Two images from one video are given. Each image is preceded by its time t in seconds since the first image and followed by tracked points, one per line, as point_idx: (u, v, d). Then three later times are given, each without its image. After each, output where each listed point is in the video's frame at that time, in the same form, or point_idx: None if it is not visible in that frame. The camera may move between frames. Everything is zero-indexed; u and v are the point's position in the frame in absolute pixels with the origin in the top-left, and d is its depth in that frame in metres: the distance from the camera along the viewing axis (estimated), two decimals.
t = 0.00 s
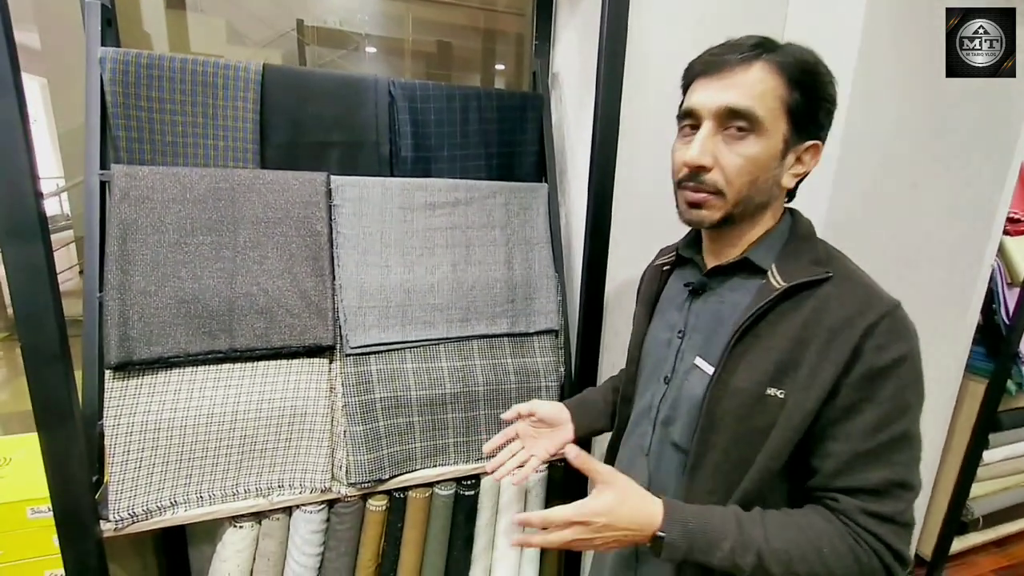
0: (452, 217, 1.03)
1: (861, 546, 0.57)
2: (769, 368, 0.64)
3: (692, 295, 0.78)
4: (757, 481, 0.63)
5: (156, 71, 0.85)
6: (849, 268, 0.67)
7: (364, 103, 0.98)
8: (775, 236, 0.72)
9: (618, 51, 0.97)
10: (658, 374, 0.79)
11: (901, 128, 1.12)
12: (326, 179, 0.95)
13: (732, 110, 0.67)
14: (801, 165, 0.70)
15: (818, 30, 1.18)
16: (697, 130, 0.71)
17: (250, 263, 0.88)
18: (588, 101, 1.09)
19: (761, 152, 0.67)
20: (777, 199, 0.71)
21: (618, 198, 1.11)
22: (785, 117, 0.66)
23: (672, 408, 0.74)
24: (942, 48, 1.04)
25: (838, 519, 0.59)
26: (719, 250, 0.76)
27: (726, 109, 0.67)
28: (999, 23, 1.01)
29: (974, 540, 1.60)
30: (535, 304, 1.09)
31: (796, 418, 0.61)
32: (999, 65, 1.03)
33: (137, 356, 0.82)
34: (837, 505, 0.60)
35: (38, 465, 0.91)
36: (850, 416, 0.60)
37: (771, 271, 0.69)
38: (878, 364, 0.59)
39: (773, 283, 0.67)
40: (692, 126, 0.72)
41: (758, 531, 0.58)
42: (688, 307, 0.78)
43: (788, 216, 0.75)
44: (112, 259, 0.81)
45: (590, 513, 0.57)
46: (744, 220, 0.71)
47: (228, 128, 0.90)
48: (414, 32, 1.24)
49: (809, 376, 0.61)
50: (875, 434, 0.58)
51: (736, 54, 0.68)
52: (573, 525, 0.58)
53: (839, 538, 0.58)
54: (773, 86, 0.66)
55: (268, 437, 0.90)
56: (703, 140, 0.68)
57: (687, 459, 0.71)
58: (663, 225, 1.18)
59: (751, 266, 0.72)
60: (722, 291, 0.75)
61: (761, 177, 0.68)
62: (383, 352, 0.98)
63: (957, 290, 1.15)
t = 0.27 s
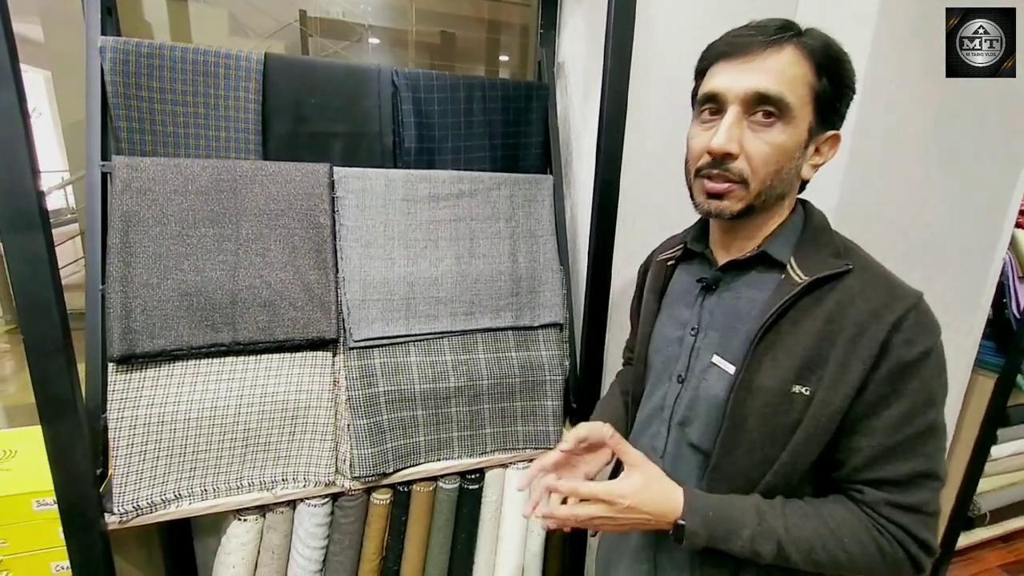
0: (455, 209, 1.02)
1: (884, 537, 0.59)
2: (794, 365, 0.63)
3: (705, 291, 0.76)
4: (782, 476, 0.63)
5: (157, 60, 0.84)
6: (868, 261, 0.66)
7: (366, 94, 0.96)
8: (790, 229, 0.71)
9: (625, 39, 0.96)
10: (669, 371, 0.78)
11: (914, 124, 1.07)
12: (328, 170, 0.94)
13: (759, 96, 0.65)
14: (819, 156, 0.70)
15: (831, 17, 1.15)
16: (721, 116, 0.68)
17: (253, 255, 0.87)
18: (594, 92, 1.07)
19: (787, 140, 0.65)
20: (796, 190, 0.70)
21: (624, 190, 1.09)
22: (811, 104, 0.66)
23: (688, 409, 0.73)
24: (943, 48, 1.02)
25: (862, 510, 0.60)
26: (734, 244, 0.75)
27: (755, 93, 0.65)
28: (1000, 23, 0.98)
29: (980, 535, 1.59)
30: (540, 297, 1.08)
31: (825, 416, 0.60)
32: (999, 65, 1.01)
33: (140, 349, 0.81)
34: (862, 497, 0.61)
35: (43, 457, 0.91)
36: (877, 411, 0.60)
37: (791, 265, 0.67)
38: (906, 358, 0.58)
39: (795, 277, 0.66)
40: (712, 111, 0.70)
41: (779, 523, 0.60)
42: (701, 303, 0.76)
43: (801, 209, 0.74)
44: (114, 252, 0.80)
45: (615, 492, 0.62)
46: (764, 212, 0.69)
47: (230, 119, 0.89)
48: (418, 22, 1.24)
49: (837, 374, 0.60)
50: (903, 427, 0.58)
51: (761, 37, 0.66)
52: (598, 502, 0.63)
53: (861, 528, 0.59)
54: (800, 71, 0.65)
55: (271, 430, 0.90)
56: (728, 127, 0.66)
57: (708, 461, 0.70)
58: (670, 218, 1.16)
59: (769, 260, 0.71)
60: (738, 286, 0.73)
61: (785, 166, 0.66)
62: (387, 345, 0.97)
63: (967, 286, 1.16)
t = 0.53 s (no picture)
0: (455, 209, 1.01)
1: (894, 536, 0.58)
2: (806, 365, 0.62)
3: (710, 292, 0.75)
4: (790, 474, 0.63)
5: (155, 59, 0.83)
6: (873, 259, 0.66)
7: (365, 93, 0.96)
8: (794, 228, 0.70)
9: (627, 37, 0.95)
10: (673, 374, 0.77)
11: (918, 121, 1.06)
12: (328, 169, 0.93)
13: (773, 90, 0.64)
14: (825, 155, 0.69)
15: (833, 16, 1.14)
16: (732, 111, 0.67)
17: (252, 255, 0.87)
18: (595, 91, 1.06)
19: (798, 136, 0.65)
20: (802, 188, 0.69)
21: (625, 189, 1.09)
22: (822, 101, 0.65)
23: (697, 412, 0.72)
24: (942, 49, 1.02)
25: (869, 508, 0.60)
26: (738, 243, 0.74)
27: (769, 88, 0.64)
28: (999, 23, 0.98)
29: (982, 536, 1.58)
30: (541, 297, 1.08)
31: (837, 412, 0.60)
32: (999, 65, 1.01)
33: (138, 350, 0.81)
34: (871, 495, 0.60)
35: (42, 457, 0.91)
36: (884, 405, 0.59)
37: (798, 263, 0.67)
38: (915, 352, 0.58)
39: (804, 276, 0.65)
40: (722, 106, 0.69)
41: (786, 520, 0.60)
42: (706, 304, 0.75)
43: (802, 209, 0.73)
44: (112, 252, 0.80)
45: (618, 476, 0.63)
46: (771, 210, 0.69)
47: (228, 118, 0.88)
48: (418, 21, 1.22)
49: (846, 368, 0.60)
50: (910, 422, 0.58)
51: (774, 32, 0.65)
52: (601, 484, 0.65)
53: (871, 527, 0.59)
54: (814, 67, 0.64)
55: (271, 431, 0.89)
56: (741, 121, 0.65)
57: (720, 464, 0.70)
58: (673, 218, 1.15)
59: (775, 259, 0.70)
60: (744, 286, 0.72)
61: (795, 163, 0.66)
62: (387, 345, 0.96)
63: (971, 281, 1.16)
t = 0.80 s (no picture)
0: (455, 214, 1.01)
1: (891, 540, 0.57)
2: (805, 369, 0.62)
3: (708, 295, 0.75)
4: (788, 477, 0.62)
5: (154, 63, 0.83)
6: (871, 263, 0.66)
7: (364, 98, 0.96)
8: (791, 232, 0.70)
9: (626, 43, 0.95)
10: (670, 378, 0.77)
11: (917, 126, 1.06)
12: (327, 174, 0.93)
13: (771, 96, 0.64)
14: (822, 160, 0.69)
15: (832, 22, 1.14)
16: (730, 117, 0.67)
17: (250, 259, 0.87)
18: (594, 97, 1.07)
19: (796, 142, 0.65)
20: (799, 193, 0.69)
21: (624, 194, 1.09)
22: (819, 107, 0.65)
23: (695, 416, 0.72)
24: (942, 48, 1.02)
25: (865, 512, 0.59)
26: (736, 248, 0.74)
27: (767, 94, 0.64)
28: (999, 23, 0.99)
29: (983, 543, 1.57)
30: (540, 302, 1.08)
31: (834, 415, 0.60)
32: (999, 65, 1.02)
33: (135, 355, 0.80)
34: (868, 499, 0.60)
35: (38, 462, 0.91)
36: (881, 408, 0.59)
37: (796, 267, 0.67)
38: (911, 355, 0.58)
39: (801, 280, 0.65)
40: (720, 112, 0.69)
41: (782, 523, 0.59)
42: (703, 308, 0.75)
43: (799, 214, 0.73)
44: (109, 257, 0.80)
45: (613, 474, 0.65)
46: (768, 215, 0.69)
47: (227, 123, 0.88)
48: (419, 25, 1.22)
49: (843, 371, 0.60)
50: (906, 424, 0.58)
51: (771, 38, 0.65)
52: (602, 479, 0.67)
53: (868, 532, 0.58)
54: (811, 73, 0.64)
55: (268, 436, 0.89)
56: (738, 127, 0.65)
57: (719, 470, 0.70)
58: (672, 223, 1.15)
59: (773, 263, 0.70)
60: (742, 290, 0.72)
61: (792, 169, 0.66)
62: (385, 351, 0.96)
63: (970, 282, 1.16)
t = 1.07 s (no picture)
0: (455, 218, 1.01)
1: (879, 546, 0.58)
2: (802, 376, 0.62)
3: (706, 301, 0.75)
4: (784, 484, 0.62)
5: (156, 69, 0.84)
6: (869, 270, 0.66)
7: (366, 103, 0.96)
8: (790, 238, 0.70)
9: (626, 48, 0.95)
10: (669, 383, 0.77)
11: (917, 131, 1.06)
12: (327, 179, 0.93)
13: (768, 104, 0.64)
14: (820, 166, 0.69)
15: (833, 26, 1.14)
16: (726, 124, 0.68)
17: (250, 264, 0.87)
18: (593, 102, 1.07)
19: (793, 149, 0.65)
20: (797, 200, 0.69)
21: (624, 199, 1.09)
22: (816, 114, 0.65)
23: (693, 422, 0.72)
24: (942, 48, 1.02)
25: (855, 518, 0.60)
26: (734, 254, 0.74)
27: (762, 101, 0.64)
28: (1000, 23, 0.97)
29: (988, 549, 1.56)
30: (540, 306, 1.08)
31: (829, 422, 0.59)
32: (999, 65, 1.00)
33: (136, 359, 0.80)
34: (859, 505, 0.60)
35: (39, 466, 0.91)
36: (878, 416, 0.59)
37: (793, 274, 0.66)
38: (908, 363, 0.58)
39: (798, 287, 0.65)
40: (717, 119, 0.69)
41: (771, 524, 0.60)
42: (701, 314, 0.75)
43: (798, 220, 0.73)
44: (110, 261, 0.80)
45: (611, 480, 0.66)
46: (765, 222, 0.68)
47: (228, 128, 0.89)
48: (420, 29, 1.23)
49: (840, 379, 0.60)
50: (901, 433, 0.58)
51: (768, 45, 0.66)
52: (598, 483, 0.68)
53: (855, 536, 0.58)
54: (807, 81, 0.64)
55: (267, 441, 0.89)
56: (735, 134, 0.65)
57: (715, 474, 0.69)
58: (672, 228, 1.15)
59: (771, 270, 0.70)
60: (740, 296, 0.72)
61: (790, 175, 0.66)
62: (384, 356, 0.96)
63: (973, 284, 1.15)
